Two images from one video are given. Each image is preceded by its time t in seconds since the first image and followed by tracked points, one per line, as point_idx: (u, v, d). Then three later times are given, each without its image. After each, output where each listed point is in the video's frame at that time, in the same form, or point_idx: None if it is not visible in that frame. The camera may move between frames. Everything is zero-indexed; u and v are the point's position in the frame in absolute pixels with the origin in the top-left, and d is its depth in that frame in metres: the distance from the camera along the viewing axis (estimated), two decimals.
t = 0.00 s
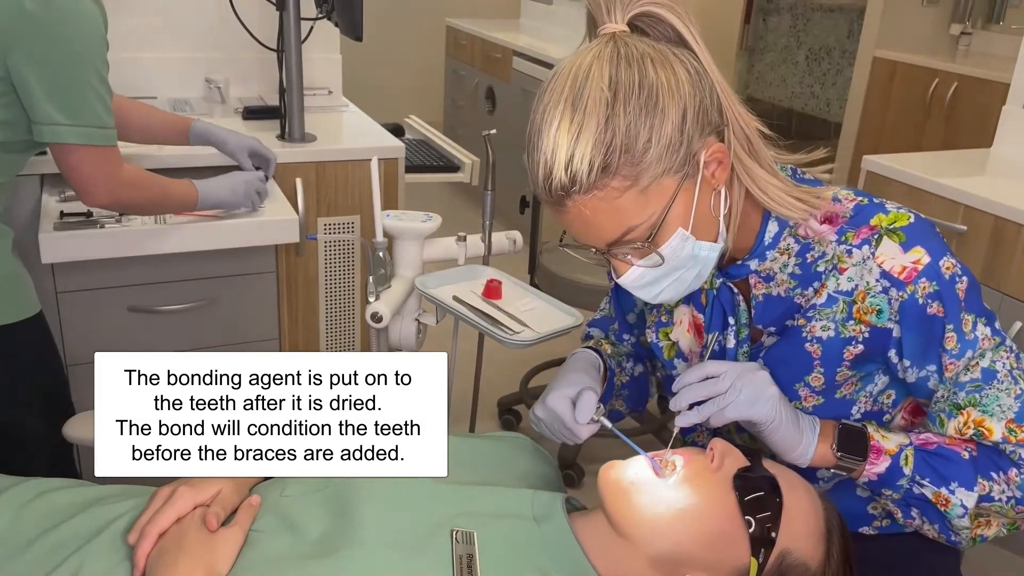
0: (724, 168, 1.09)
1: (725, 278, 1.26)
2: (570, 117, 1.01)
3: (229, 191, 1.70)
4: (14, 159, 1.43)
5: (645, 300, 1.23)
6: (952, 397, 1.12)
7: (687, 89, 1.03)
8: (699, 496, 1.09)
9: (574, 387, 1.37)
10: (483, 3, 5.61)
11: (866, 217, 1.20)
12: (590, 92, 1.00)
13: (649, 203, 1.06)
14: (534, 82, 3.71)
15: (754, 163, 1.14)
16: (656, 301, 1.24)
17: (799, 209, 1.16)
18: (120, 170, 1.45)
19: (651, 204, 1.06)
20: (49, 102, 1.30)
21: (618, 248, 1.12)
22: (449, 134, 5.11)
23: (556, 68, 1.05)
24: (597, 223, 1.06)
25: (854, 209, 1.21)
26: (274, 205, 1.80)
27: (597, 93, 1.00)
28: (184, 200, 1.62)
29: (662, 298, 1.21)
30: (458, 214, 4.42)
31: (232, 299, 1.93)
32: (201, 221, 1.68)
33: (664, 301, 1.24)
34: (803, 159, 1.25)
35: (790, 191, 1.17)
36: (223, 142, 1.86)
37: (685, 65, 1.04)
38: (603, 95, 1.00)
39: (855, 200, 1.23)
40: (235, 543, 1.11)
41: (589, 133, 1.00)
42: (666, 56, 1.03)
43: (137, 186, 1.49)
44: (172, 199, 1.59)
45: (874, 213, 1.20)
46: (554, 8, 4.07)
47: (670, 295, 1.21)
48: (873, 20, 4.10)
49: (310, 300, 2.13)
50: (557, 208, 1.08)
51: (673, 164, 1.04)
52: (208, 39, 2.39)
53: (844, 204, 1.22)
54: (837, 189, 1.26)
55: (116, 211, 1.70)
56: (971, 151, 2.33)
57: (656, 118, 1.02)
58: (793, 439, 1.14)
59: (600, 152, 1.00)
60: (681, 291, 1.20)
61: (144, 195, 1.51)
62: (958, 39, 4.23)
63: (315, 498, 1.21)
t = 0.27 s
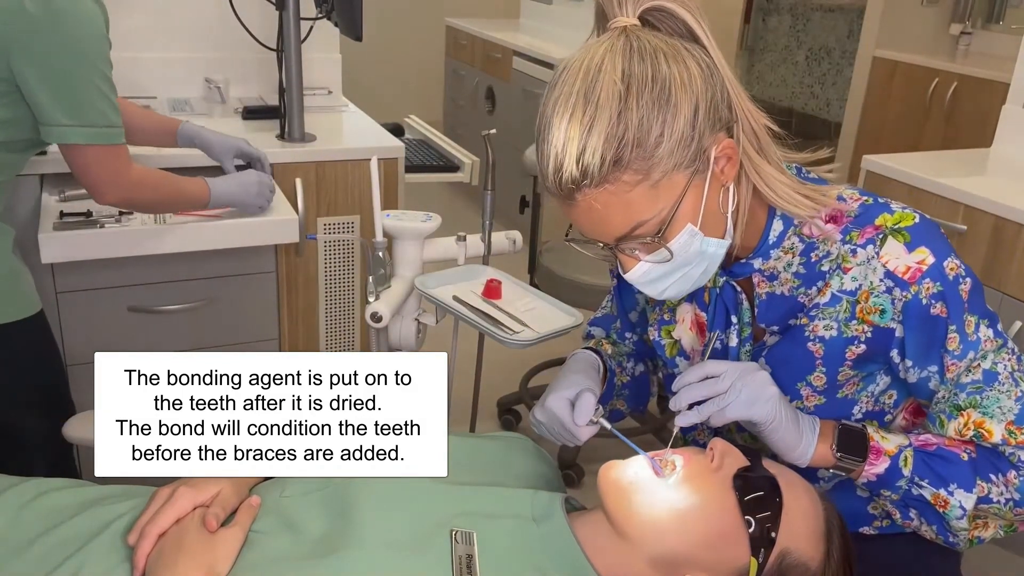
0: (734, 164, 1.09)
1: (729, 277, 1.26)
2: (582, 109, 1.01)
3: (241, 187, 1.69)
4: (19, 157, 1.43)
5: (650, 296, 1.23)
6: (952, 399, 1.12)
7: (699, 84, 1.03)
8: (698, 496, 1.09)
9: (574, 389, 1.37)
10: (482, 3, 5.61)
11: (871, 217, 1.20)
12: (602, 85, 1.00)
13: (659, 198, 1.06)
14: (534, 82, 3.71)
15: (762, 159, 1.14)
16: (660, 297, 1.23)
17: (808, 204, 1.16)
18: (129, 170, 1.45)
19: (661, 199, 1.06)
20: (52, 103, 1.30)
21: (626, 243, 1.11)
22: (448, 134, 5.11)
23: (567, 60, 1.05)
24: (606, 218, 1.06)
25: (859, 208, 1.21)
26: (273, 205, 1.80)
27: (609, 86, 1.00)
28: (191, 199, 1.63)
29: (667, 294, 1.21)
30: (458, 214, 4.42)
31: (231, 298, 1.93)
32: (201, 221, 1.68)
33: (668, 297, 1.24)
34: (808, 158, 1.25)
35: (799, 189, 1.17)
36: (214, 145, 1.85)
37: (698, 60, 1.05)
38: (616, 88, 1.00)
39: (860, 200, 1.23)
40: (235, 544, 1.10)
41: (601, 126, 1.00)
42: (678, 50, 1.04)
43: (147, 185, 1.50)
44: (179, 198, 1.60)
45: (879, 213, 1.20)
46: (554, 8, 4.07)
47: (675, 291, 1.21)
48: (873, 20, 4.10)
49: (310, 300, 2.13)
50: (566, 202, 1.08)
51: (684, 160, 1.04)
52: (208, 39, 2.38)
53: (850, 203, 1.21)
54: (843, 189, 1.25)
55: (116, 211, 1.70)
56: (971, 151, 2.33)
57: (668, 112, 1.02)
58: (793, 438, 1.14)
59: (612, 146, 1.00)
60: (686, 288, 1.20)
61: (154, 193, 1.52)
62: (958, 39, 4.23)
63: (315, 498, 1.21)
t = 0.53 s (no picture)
0: (739, 161, 1.09)
1: (730, 276, 1.26)
2: (588, 105, 1.01)
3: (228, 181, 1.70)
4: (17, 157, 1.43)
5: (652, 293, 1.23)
6: (953, 399, 1.12)
7: (705, 81, 1.04)
8: (698, 496, 1.09)
9: (570, 391, 1.37)
10: (482, 3, 5.61)
11: (873, 216, 1.20)
12: (610, 81, 1.01)
13: (665, 194, 1.06)
14: (534, 82, 3.70)
15: (766, 156, 1.15)
16: (662, 294, 1.23)
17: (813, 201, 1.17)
18: (119, 171, 1.46)
19: (667, 196, 1.06)
20: (50, 102, 1.30)
21: (630, 239, 1.10)
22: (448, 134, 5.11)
23: (573, 55, 1.05)
24: (611, 214, 1.06)
25: (862, 208, 1.21)
26: (273, 204, 1.80)
27: (616, 82, 1.01)
28: (180, 198, 1.64)
29: (670, 292, 1.21)
30: (458, 214, 4.42)
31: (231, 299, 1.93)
32: (200, 221, 1.68)
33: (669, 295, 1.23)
34: (810, 158, 1.25)
35: (802, 186, 1.17)
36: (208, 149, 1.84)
37: (705, 57, 1.05)
38: (623, 83, 1.00)
39: (862, 199, 1.23)
40: (235, 544, 1.10)
41: (608, 121, 1.01)
42: (686, 46, 1.04)
43: (137, 185, 1.50)
44: (169, 198, 1.60)
45: (880, 212, 1.20)
46: (554, 8, 4.07)
47: (678, 289, 1.20)
48: (873, 20, 4.10)
49: (310, 300, 2.13)
50: (571, 197, 1.08)
51: (690, 156, 1.05)
52: (208, 39, 2.38)
53: (852, 203, 1.21)
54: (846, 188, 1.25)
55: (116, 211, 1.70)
56: (972, 151, 2.33)
57: (674, 109, 1.02)
58: (793, 437, 1.14)
59: (619, 141, 1.01)
60: (689, 285, 1.20)
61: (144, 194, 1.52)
62: (958, 39, 4.23)
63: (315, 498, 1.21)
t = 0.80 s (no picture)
0: (743, 159, 1.10)
1: (731, 274, 1.26)
2: (593, 99, 1.02)
3: (227, 183, 1.70)
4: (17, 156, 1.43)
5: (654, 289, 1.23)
6: (953, 399, 1.12)
7: (711, 77, 1.04)
8: (698, 496, 1.09)
9: (568, 392, 1.37)
10: (482, 3, 5.61)
11: (875, 215, 1.19)
12: (615, 76, 1.01)
13: (669, 190, 1.06)
14: (534, 82, 3.70)
15: (770, 153, 1.15)
16: (664, 290, 1.23)
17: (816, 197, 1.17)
18: (120, 172, 1.46)
19: (670, 191, 1.06)
20: (51, 101, 1.30)
21: (632, 235, 1.11)
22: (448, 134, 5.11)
23: (579, 49, 1.05)
24: (614, 208, 1.06)
25: (864, 207, 1.20)
26: (272, 204, 1.80)
27: (622, 77, 1.01)
28: (179, 199, 1.63)
29: (671, 288, 1.21)
30: (458, 214, 4.42)
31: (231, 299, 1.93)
32: (198, 221, 1.68)
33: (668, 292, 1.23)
34: (812, 158, 1.25)
35: (802, 183, 1.17)
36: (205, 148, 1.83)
37: (712, 53, 1.05)
38: (629, 78, 1.01)
39: (863, 198, 1.22)
40: (234, 544, 1.10)
41: (613, 116, 1.01)
42: (693, 42, 1.04)
43: (136, 186, 1.50)
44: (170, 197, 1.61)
45: (882, 212, 1.20)
46: (554, 8, 4.08)
47: (679, 285, 1.20)
48: (873, 20, 4.10)
49: (310, 300, 2.12)
50: (574, 191, 1.08)
51: (694, 152, 1.05)
52: (208, 39, 2.38)
53: (854, 202, 1.20)
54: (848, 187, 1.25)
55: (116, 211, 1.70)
56: (972, 151, 2.33)
57: (679, 105, 1.02)
58: (793, 437, 1.14)
59: (623, 136, 1.01)
60: (691, 282, 1.19)
61: (144, 194, 1.52)
62: (958, 39, 4.23)
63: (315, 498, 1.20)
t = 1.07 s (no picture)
0: (747, 150, 1.10)
1: (733, 272, 1.27)
2: (600, 85, 1.02)
3: (209, 187, 1.65)
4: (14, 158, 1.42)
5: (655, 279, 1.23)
6: (954, 398, 1.12)
7: (718, 67, 1.04)
8: (698, 496, 1.09)
9: (567, 392, 1.37)
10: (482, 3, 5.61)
11: (877, 214, 1.19)
12: (622, 62, 1.02)
13: (672, 178, 1.06)
14: (534, 82, 3.70)
15: (774, 147, 1.15)
16: (665, 280, 1.23)
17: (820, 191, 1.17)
18: (82, 171, 1.43)
19: (673, 179, 1.06)
20: (35, 95, 1.31)
21: (634, 222, 1.11)
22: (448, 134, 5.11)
23: (588, 36, 1.06)
24: (617, 194, 1.06)
25: (866, 205, 1.21)
26: (271, 205, 1.80)
27: (629, 63, 1.01)
28: (151, 195, 1.59)
29: (672, 278, 1.21)
30: (458, 214, 4.42)
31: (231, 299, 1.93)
32: (195, 222, 1.68)
33: (671, 281, 1.24)
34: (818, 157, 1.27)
35: (808, 179, 1.18)
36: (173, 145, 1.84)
37: (721, 43, 1.06)
38: (636, 64, 1.01)
39: (866, 197, 1.23)
40: (234, 544, 1.10)
41: (618, 101, 1.01)
42: (702, 32, 1.05)
43: (103, 186, 1.47)
44: (145, 196, 1.57)
45: (885, 210, 1.20)
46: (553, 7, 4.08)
47: (680, 276, 1.20)
48: (873, 20, 4.10)
49: (310, 300, 2.12)
50: (578, 177, 1.08)
51: (699, 141, 1.05)
52: (207, 39, 2.39)
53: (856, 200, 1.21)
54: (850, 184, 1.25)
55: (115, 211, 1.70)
56: (972, 151, 2.33)
57: (686, 93, 1.02)
58: (793, 438, 1.14)
59: (628, 122, 1.01)
60: (692, 272, 1.19)
61: (110, 192, 1.49)
62: (958, 39, 4.23)
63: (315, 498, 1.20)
